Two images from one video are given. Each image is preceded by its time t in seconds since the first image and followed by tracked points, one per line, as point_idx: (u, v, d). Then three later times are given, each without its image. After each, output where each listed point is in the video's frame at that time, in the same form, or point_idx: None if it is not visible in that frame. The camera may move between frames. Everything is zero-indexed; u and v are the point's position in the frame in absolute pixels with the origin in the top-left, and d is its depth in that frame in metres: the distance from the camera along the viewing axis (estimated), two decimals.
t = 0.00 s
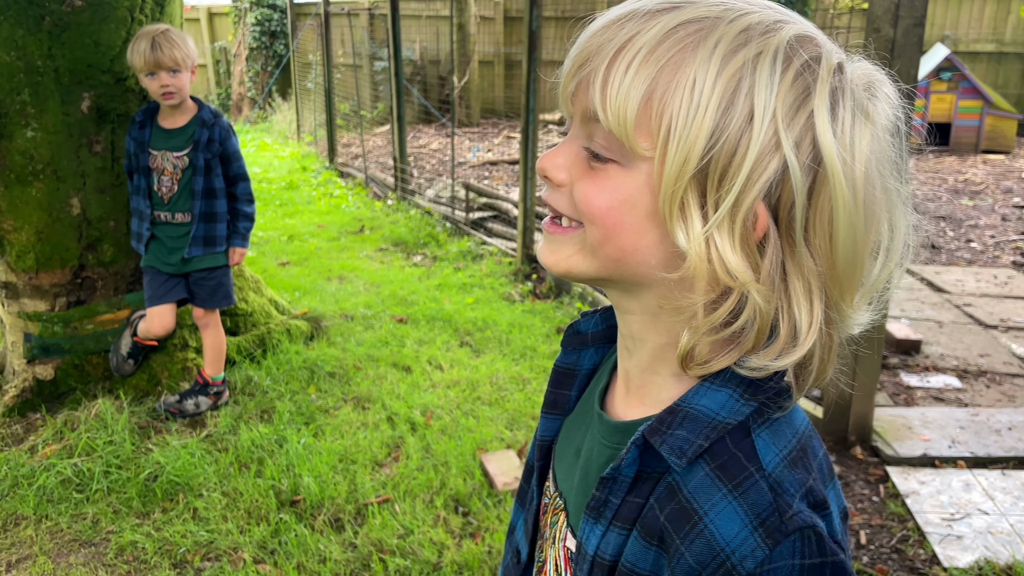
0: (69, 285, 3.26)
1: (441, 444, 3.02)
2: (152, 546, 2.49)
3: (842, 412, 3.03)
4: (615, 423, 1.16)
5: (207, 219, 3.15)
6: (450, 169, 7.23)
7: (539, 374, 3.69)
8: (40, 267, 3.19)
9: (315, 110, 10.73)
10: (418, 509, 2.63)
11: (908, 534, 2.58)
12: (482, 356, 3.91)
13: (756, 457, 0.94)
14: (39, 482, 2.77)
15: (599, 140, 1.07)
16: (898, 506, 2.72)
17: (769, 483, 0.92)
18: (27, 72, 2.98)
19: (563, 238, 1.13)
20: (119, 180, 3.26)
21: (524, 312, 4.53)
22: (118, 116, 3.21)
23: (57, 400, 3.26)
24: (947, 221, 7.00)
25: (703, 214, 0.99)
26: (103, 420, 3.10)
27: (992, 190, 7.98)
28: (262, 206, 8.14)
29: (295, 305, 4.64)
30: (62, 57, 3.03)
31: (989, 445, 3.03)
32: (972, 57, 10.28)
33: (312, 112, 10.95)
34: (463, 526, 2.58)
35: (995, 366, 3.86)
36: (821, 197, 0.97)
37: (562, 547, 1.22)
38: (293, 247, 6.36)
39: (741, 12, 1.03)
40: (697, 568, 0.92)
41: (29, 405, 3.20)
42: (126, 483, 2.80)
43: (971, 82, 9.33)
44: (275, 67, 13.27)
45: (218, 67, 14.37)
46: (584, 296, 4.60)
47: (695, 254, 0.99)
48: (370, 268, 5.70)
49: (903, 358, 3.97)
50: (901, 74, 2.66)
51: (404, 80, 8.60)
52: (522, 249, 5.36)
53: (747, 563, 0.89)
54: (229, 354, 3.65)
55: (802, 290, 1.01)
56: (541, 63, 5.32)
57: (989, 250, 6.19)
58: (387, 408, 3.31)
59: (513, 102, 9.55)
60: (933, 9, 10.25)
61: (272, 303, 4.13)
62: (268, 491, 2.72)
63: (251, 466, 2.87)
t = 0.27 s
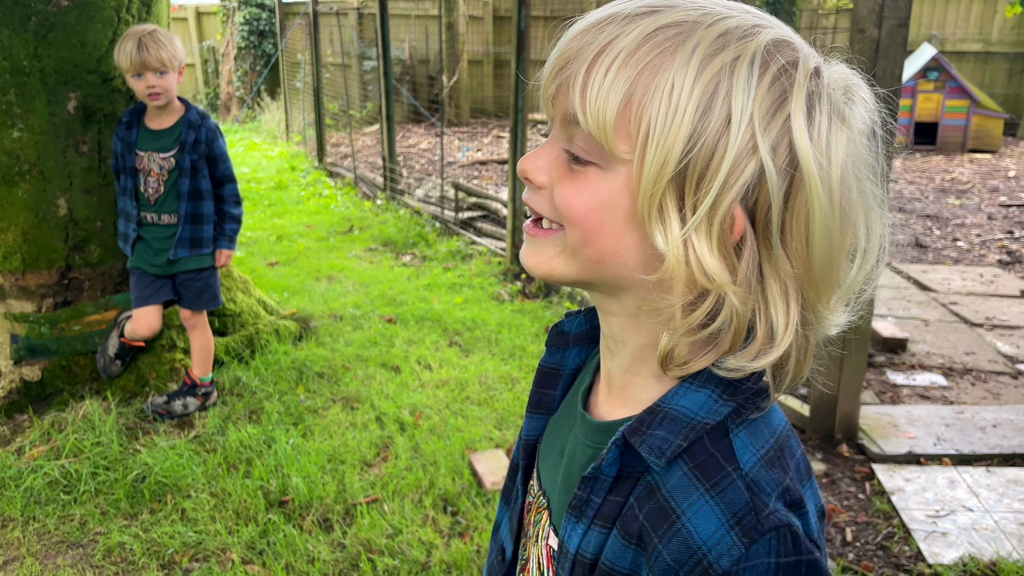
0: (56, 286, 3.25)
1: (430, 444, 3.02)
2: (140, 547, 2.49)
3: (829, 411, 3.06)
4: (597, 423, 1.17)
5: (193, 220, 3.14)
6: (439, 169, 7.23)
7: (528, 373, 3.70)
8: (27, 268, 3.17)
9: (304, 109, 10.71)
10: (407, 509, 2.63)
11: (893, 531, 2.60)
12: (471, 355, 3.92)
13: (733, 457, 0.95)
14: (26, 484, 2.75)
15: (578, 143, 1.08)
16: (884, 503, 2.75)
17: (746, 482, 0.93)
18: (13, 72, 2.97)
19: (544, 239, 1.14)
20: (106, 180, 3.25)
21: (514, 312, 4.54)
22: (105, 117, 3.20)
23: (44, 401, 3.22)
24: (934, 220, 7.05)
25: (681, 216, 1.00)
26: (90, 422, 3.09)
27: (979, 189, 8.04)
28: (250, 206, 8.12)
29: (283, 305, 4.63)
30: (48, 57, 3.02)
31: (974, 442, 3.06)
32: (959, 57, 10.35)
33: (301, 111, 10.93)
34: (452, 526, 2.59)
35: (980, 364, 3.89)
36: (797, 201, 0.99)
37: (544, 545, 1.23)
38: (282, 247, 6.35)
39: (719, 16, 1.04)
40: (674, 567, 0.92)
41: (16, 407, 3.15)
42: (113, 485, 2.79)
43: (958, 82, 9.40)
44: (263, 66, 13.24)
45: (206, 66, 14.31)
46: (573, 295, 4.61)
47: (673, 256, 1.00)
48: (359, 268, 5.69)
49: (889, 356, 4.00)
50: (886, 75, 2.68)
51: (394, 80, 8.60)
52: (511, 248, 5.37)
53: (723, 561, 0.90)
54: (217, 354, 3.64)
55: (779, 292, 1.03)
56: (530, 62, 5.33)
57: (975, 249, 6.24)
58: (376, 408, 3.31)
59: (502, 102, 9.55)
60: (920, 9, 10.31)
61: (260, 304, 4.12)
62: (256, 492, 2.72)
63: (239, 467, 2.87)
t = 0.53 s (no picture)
0: (46, 288, 3.24)
1: (421, 444, 3.03)
2: (130, 549, 2.49)
3: (817, 409, 3.09)
4: (579, 423, 1.18)
5: (184, 223, 3.15)
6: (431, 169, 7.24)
7: (519, 373, 3.71)
8: (17, 269, 3.16)
9: (296, 109, 10.70)
10: (398, 509, 2.64)
11: (880, 529, 2.62)
12: (463, 356, 3.93)
13: (708, 457, 0.97)
14: (16, 486, 2.75)
15: (560, 147, 1.09)
16: (871, 501, 2.77)
17: (720, 482, 0.94)
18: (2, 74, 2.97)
19: (526, 241, 1.15)
20: (96, 181, 3.25)
21: (505, 312, 4.56)
22: (95, 118, 3.20)
23: (34, 403, 3.21)
24: (923, 219, 7.09)
25: (659, 220, 1.02)
26: (80, 423, 3.09)
27: (968, 188, 8.10)
28: (242, 207, 8.11)
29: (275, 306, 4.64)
30: (37, 59, 3.02)
31: (960, 440, 3.08)
32: (948, 57, 10.42)
33: (292, 112, 10.92)
34: (443, 526, 2.59)
35: (967, 363, 3.92)
36: (773, 206, 1.00)
37: (528, 543, 1.25)
38: (274, 247, 6.34)
39: (699, 24, 1.06)
40: (648, 563, 0.94)
41: (5, 409, 3.14)
42: (104, 486, 2.79)
43: (947, 82, 9.44)
44: (255, 67, 13.23)
45: (197, 67, 14.28)
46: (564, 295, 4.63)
47: (651, 259, 1.01)
48: (351, 268, 5.70)
49: (878, 354, 4.02)
50: (871, 76, 2.71)
51: (385, 80, 8.60)
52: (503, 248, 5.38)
53: (696, 558, 0.91)
54: (207, 355, 3.64)
55: (755, 294, 1.04)
56: (521, 63, 5.34)
57: (964, 247, 6.28)
58: (367, 408, 3.32)
59: (494, 102, 9.57)
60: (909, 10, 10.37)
61: (252, 305, 4.13)
62: (247, 493, 2.73)
63: (230, 468, 2.88)
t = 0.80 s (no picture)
0: (40, 290, 3.23)
1: (415, 445, 3.04)
2: (124, 551, 2.49)
3: (809, 407, 3.10)
4: (568, 425, 1.19)
5: (178, 225, 3.14)
6: (426, 169, 7.24)
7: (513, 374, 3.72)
8: (10, 271, 3.15)
9: (291, 110, 10.70)
10: (392, 510, 2.64)
11: (873, 528, 2.63)
12: (458, 356, 3.93)
13: (693, 458, 0.97)
14: (10, 488, 2.74)
15: (550, 150, 1.09)
16: (864, 500, 2.78)
17: (704, 483, 0.95)
18: None
19: (515, 242, 1.16)
20: (89, 183, 3.25)
21: (500, 312, 4.56)
22: (88, 119, 3.20)
23: (28, 405, 3.21)
24: (917, 219, 7.11)
25: (646, 223, 1.02)
26: (74, 425, 3.09)
27: (962, 188, 8.12)
28: (237, 207, 8.10)
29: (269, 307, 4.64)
30: (30, 61, 3.01)
31: (953, 439, 3.10)
32: (942, 57, 10.45)
33: (288, 112, 10.91)
34: (437, 526, 2.60)
35: (960, 362, 3.94)
36: (759, 212, 1.01)
37: (521, 544, 1.25)
38: (268, 248, 6.34)
39: (689, 32, 1.07)
40: (633, 564, 0.94)
41: None
42: (98, 488, 2.78)
43: (941, 81, 9.46)
44: (250, 67, 13.23)
45: (192, 67, 14.26)
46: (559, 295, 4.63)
47: (637, 261, 1.02)
48: (346, 269, 5.70)
49: (872, 353, 4.03)
50: (863, 77, 2.72)
51: (380, 80, 8.60)
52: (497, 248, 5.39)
53: (680, 559, 0.92)
54: (202, 356, 3.64)
55: (740, 299, 1.05)
56: (515, 64, 5.35)
57: (957, 247, 6.30)
58: (362, 409, 3.32)
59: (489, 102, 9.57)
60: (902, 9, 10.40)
61: (246, 306, 4.12)
62: (241, 494, 2.73)
63: (224, 469, 2.88)
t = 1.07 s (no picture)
0: (36, 290, 3.23)
1: (412, 444, 3.04)
2: (122, 550, 2.49)
3: (806, 406, 3.10)
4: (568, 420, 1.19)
5: (176, 225, 3.15)
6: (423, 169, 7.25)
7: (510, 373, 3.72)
8: (7, 271, 3.16)
9: (288, 110, 10.69)
10: (389, 508, 2.65)
11: (869, 525, 2.64)
12: (455, 355, 3.94)
13: (693, 447, 0.98)
14: (7, 488, 2.74)
15: (542, 148, 1.10)
16: (860, 497, 2.78)
17: (705, 471, 0.95)
18: None
19: (511, 240, 1.16)
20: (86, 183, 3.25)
21: (497, 311, 4.57)
22: (84, 120, 3.19)
23: (25, 405, 3.21)
24: (913, 217, 7.13)
25: (639, 218, 1.03)
26: (71, 424, 3.08)
27: (958, 186, 8.14)
28: (233, 207, 8.10)
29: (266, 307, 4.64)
30: (26, 61, 3.02)
31: (949, 436, 3.10)
32: (939, 55, 10.46)
33: (284, 112, 10.91)
34: (434, 525, 2.60)
35: (956, 359, 3.95)
36: (749, 206, 1.02)
37: (524, 539, 1.25)
38: (265, 248, 6.34)
39: (676, 30, 1.07)
40: (639, 554, 0.95)
41: None
42: (95, 488, 2.79)
43: (937, 80, 9.48)
44: (246, 67, 13.23)
45: (188, 68, 14.24)
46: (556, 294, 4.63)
47: (631, 256, 1.02)
48: (343, 269, 5.70)
49: (868, 351, 4.04)
50: (858, 76, 2.72)
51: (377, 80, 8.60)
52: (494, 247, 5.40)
53: (685, 547, 0.92)
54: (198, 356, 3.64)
55: (732, 290, 1.05)
56: (511, 63, 5.35)
57: (953, 245, 6.31)
58: (359, 409, 3.32)
59: (486, 101, 9.57)
60: (899, 8, 10.41)
61: (243, 305, 4.12)
62: (239, 493, 2.73)
63: (221, 468, 2.88)
